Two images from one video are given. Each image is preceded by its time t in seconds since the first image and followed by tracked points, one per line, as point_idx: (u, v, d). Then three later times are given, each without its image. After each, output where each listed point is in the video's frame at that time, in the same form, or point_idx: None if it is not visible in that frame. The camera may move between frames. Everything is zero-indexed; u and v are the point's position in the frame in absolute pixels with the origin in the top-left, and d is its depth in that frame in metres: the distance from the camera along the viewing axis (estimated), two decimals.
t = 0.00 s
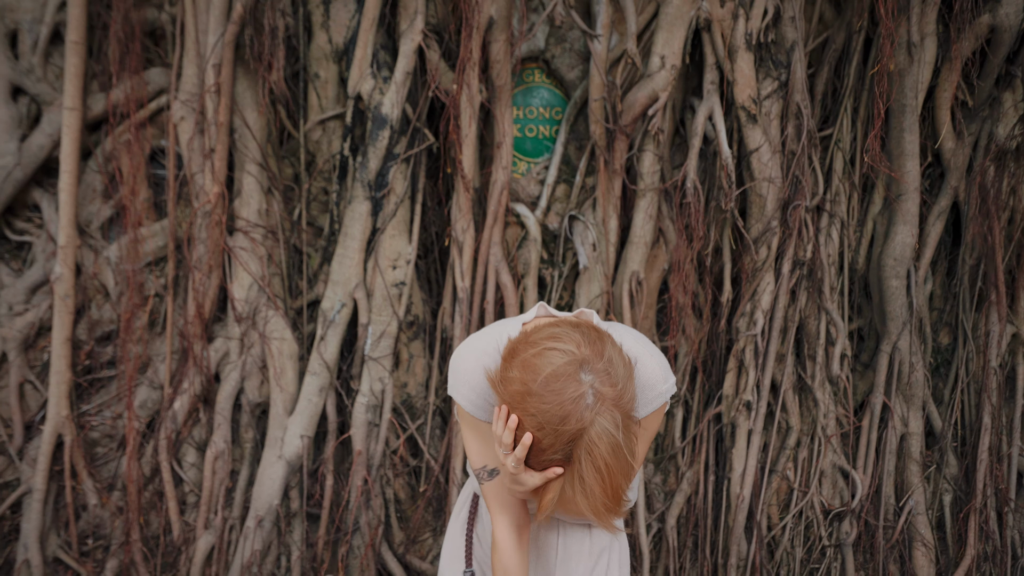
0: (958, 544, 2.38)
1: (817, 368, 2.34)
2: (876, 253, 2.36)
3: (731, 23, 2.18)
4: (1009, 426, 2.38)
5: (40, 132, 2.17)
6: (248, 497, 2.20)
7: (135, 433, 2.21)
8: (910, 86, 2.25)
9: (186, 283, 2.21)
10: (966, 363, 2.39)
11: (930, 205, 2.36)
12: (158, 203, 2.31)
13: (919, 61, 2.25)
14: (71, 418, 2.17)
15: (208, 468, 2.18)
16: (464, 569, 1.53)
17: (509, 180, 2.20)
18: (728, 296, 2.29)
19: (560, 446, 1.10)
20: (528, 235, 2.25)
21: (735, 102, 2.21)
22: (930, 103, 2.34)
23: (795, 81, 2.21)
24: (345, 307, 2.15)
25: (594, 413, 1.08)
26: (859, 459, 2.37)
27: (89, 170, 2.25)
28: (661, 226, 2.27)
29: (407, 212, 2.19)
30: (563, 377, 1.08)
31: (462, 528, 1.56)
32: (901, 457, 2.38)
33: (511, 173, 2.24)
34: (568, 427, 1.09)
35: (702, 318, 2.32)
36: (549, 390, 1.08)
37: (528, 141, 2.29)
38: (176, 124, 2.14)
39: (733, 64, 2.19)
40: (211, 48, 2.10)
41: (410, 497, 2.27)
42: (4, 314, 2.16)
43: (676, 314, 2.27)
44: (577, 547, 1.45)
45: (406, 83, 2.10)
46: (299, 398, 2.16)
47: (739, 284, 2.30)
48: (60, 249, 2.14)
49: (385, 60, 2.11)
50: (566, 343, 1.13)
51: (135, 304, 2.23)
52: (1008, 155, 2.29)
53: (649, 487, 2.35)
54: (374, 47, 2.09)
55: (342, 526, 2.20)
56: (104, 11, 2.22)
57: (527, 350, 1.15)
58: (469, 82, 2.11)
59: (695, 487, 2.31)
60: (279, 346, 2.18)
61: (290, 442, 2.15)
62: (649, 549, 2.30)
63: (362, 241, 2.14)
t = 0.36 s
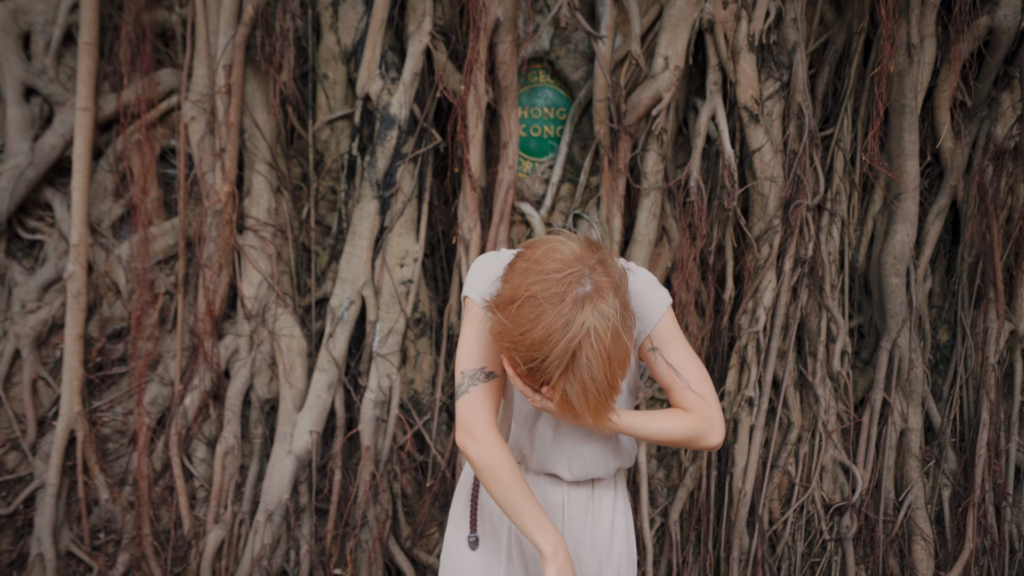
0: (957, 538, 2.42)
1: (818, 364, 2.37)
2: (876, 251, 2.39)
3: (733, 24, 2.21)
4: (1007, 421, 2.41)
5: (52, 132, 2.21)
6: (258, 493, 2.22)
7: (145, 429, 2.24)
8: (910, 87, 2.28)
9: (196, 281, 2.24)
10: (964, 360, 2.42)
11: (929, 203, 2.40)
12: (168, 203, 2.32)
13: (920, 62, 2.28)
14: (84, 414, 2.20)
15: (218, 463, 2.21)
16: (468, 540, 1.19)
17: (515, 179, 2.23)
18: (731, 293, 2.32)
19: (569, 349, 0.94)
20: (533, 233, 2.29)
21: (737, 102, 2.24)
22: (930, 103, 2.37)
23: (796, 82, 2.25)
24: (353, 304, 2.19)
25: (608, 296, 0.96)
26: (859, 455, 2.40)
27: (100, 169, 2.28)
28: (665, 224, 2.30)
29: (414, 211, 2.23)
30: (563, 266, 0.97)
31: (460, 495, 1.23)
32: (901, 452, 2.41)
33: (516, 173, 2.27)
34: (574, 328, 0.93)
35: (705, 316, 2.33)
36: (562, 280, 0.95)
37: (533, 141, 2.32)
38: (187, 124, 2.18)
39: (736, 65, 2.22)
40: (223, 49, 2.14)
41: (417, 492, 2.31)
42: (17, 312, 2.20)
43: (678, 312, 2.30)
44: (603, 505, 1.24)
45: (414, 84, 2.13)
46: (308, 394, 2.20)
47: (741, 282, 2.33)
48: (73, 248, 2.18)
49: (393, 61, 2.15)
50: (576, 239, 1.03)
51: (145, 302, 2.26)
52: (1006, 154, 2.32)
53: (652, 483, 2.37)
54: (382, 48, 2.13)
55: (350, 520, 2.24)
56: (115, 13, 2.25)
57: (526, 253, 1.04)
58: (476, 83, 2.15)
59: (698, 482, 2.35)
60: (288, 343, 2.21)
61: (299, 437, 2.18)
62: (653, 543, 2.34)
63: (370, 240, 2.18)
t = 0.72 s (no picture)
0: (943, 533, 2.46)
1: (807, 362, 2.42)
2: (864, 251, 2.43)
3: (722, 29, 2.24)
4: (992, 418, 2.45)
5: (55, 135, 2.26)
6: (257, 489, 2.27)
7: (146, 426, 2.29)
8: (896, 90, 2.32)
9: (196, 281, 2.28)
10: (951, 358, 2.47)
11: (916, 204, 2.45)
12: (168, 204, 2.37)
13: (905, 66, 2.32)
14: (86, 412, 2.25)
15: (217, 460, 2.26)
16: (458, 522, 1.21)
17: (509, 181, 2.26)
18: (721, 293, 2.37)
19: (552, 260, 1.02)
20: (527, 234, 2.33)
21: (726, 105, 2.29)
22: (915, 106, 2.42)
23: (784, 86, 2.30)
24: (350, 303, 2.24)
25: (587, 215, 1.06)
26: (847, 451, 2.45)
27: (101, 172, 2.33)
28: (656, 225, 2.35)
29: (409, 212, 2.27)
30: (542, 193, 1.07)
31: (451, 481, 1.27)
32: (888, 449, 2.45)
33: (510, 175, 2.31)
34: (556, 246, 1.02)
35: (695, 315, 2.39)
36: (542, 203, 1.06)
37: (526, 143, 2.36)
38: (187, 127, 2.23)
39: (725, 69, 2.26)
40: (222, 54, 2.19)
41: (413, 489, 2.36)
42: (21, 311, 2.25)
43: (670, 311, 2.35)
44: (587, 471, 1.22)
45: (409, 88, 2.17)
46: (306, 391, 2.25)
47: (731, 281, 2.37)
48: (75, 249, 2.22)
49: (389, 65, 2.19)
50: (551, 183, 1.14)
51: (146, 302, 2.30)
52: (991, 156, 2.35)
53: (644, 479, 2.42)
54: (378, 53, 2.18)
55: (348, 516, 2.27)
56: (116, 18, 2.31)
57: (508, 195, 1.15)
58: (470, 87, 2.19)
59: (689, 478, 2.40)
60: (286, 342, 2.26)
61: (297, 434, 2.22)
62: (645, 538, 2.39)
63: (367, 241, 2.23)
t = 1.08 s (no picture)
0: (926, 531, 2.52)
1: (792, 365, 2.47)
2: (848, 256, 2.48)
3: (707, 39, 2.31)
4: (975, 419, 2.50)
5: (56, 143, 2.31)
6: (253, 488, 2.32)
7: (144, 427, 2.34)
8: (878, 98, 2.38)
9: (194, 286, 2.34)
10: (934, 360, 2.52)
11: (899, 210, 2.50)
12: (167, 211, 2.42)
13: (888, 75, 2.37)
14: (86, 414, 2.30)
15: (214, 461, 2.30)
16: (441, 521, 1.27)
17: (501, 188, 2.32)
18: (707, 297, 2.43)
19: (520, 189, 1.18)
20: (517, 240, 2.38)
21: (712, 113, 2.33)
22: (898, 114, 2.45)
23: (768, 94, 2.34)
24: (344, 308, 2.29)
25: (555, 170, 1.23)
26: (832, 452, 2.50)
27: (101, 178, 2.39)
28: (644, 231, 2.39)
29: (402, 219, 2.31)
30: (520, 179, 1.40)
31: (437, 482, 1.32)
32: (873, 450, 2.50)
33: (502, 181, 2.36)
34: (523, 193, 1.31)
35: (683, 318, 2.44)
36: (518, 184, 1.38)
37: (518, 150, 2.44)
38: (185, 135, 2.28)
39: (710, 79, 2.31)
40: (219, 64, 2.24)
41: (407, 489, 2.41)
42: (22, 315, 2.30)
43: (657, 314, 2.42)
44: (569, 471, 1.27)
45: (402, 97, 2.22)
46: (301, 394, 2.29)
47: (717, 285, 2.43)
48: (75, 255, 2.29)
49: (381, 75, 2.24)
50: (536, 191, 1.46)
51: (145, 306, 2.35)
52: (972, 162, 2.41)
53: (633, 479, 2.47)
54: (371, 63, 2.23)
55: (342, 515, 2.32)
56: (116, 29, 2.35)
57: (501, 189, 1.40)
58: (461, 96, 2.23)
59: (677, 478, 2.45)
60: (282, 345, 2.31)
61: (292, 435, 2.27)
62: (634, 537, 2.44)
63: (360, 246, 2.28)
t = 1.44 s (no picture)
0: (916, 533, 2.55)
1: (785, 368, 2.50)
2: (840, 262, 2.52)
3: (700, 49, 2.35)
4: (965, 422, 2.54)
5: (61, 150, 2.34)
6: (254, 490, 2.36)
7: (148, 430, 2.38)
8: (869, 106, 2.42)
9: (196, 290, 2.38)
10: (924, 364, 2.56)
11: (890, 216, 2.54)
12: (169, 216, 2.47)
13: (878, 84, 2.42)
14: (90, 416, 2.34)
15: (216, 462, 2.34)
16: (432, 523, 1.33)
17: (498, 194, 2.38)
18: (701, 302, 2.47)
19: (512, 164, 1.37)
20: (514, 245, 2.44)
21: (705, 121, 2.37)
22: (889, 121, 2.50)
23: (760, 102, 2.39)
24: (343, 312, 2.33)
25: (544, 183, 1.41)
26: (824, 454, 2.53)
27: (105, 185, 2.43)
28: (639, 237, 2.43)
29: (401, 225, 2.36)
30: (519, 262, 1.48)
31: (428, 485, 1.39)
32: (864, 452, 2.54)
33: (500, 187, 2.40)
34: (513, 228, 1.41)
35: (677, 322, 2.49)
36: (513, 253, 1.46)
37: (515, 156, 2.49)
38: (188, 142, 2.32)
39: (703, 87, 2.35)
40: (221, 73, 2.28)
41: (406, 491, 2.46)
42: (28, 319, 2.35)
43: (651, 319, 2.47)
44: (554, 474, 1.32)
45: (400, 106, 2.26)
46: (301, 397, 2.33)
47: (711, 290, 2.47)
48: (80, 259, 2.32)
49: (381, 84, 2.28)
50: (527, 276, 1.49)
51: (148, 310, 2.40)
52: (962, 169, 2.44)
53: (629, 481, 2.51)
54: (371, 72, 2.27)
55: (342, 516, 2.36)
56: (120, 38, 2.38)
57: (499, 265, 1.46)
58: (458, 104, 2.26)
59: (671, 480, 2.48)
60: (283, 349, 2.35)
61: (293, 437, 2.31)
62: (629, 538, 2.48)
63: (359, 252, 2.32)
